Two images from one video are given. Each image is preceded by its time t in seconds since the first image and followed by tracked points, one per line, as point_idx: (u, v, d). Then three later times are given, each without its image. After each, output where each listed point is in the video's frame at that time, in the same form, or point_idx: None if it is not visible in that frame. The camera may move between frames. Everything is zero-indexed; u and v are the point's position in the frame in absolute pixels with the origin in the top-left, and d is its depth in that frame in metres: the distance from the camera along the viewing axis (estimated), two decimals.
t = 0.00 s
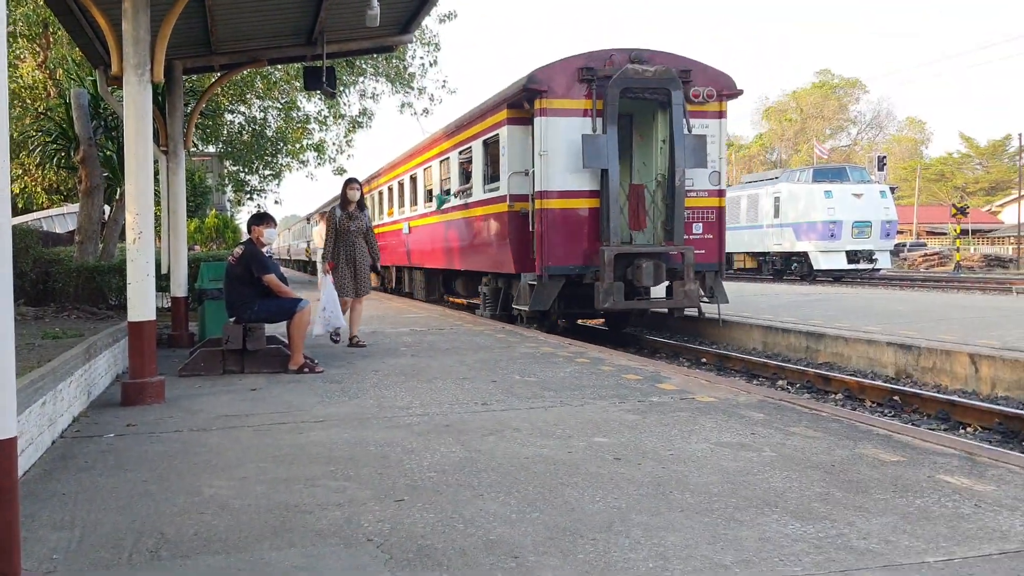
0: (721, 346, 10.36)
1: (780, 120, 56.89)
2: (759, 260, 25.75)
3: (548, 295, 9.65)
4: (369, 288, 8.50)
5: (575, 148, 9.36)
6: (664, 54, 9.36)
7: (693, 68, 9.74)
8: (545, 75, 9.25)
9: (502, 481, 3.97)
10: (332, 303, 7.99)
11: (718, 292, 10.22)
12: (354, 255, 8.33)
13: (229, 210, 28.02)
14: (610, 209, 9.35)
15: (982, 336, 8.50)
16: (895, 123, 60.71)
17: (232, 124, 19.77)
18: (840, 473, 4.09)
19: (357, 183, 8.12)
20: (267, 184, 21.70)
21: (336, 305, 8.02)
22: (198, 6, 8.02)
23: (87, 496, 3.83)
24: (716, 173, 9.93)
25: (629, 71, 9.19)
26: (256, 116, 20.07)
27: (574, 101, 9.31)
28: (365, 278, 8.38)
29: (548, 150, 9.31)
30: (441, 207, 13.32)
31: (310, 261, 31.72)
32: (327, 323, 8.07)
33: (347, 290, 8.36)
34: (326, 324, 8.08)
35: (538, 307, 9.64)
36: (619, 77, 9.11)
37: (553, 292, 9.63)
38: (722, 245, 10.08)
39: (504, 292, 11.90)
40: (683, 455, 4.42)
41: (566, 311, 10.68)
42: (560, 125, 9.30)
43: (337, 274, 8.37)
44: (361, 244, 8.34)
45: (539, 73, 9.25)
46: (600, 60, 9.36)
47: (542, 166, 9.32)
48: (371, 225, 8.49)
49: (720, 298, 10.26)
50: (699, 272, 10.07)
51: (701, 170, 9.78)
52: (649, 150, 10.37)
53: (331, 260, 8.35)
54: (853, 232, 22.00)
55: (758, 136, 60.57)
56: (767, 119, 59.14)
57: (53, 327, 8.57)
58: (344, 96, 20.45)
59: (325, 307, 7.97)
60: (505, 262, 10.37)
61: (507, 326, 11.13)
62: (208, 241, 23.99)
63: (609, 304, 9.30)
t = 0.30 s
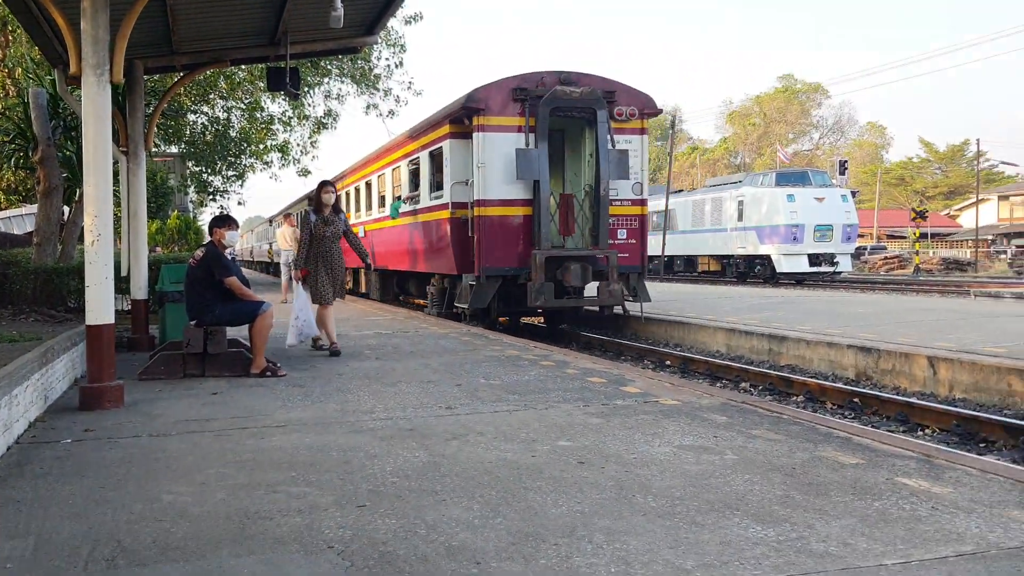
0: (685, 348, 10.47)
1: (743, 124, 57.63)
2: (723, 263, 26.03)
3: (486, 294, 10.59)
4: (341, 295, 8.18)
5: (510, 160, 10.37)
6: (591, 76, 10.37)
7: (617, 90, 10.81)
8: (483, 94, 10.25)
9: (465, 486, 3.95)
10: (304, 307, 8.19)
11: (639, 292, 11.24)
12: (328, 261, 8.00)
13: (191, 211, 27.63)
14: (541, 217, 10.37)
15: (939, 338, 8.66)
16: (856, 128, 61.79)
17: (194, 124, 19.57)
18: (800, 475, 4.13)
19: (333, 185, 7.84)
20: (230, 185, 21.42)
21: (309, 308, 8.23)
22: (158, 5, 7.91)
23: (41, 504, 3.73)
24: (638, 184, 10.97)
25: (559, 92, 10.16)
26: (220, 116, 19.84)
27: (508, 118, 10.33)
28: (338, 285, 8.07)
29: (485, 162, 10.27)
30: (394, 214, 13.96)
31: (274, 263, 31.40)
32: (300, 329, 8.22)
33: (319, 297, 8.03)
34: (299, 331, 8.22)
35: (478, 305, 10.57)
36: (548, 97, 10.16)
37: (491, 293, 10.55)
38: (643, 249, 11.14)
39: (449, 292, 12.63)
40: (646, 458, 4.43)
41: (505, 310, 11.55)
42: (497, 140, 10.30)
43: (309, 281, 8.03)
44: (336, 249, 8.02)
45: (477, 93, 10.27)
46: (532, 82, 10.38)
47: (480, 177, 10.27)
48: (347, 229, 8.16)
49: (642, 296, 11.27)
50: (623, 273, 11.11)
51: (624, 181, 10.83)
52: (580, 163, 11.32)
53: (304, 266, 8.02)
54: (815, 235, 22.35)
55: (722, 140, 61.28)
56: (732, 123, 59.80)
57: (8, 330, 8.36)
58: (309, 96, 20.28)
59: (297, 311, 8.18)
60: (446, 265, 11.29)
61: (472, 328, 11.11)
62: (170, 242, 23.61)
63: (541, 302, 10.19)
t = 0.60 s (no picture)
0: (652, 349, 10.55)
1: (710, 126, 58.13)
2: (690, 264, 26.24)
3: (431, 292, 11.32)
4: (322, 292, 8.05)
5: (452, 170, 11.14)
6: (528, 92, 11.15)
7: (552, 105, 11.57)
8: (427, 109, 11.02)
9: (432, 490, 3.93)
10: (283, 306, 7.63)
11: (573, 289, 12.14)
12: (306, 255, 7.91)
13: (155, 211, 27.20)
14: (481, 221, 11.13)
15: (900, 339, 8.81)
16: (821, 131, 62.66)
17: (159, 124, 19.29)
18: (765, 477, 4.16)
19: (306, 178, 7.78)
20: (195, 186, 21.10)
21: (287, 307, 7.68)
22: (121, 4, 7.78)
23: None
24: (571, 191, 11.82)
25: (496, 108, 10.96)
26: (185, 115, 19.56)
27: (450, 131, 11.12)
28: (317, 280, 7.95)
29: (429, 170, 11.05)
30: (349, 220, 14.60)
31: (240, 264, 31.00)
32: (279, 330, 7.68)
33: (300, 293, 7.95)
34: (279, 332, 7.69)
35: (423, 303, 11.31)
36: (488, 111, 10.95)
37: (435, 291, 11.31)
38: (576, 251, 11.99)
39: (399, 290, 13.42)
40: (613, 461, 4.44)
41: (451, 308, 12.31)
42: (440, 151, 11.08)
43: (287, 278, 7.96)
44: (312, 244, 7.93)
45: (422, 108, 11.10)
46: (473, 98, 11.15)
47: (425, 184, 11.04)
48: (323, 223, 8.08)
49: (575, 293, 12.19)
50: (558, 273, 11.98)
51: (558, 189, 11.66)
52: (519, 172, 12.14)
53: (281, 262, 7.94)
54: (780, 237, 22.66)
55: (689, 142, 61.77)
56: (699, 125, 60.27)
57: None
58: (276, 96, 20.08)
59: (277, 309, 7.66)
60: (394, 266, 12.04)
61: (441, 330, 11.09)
62: (134, 243, 23.23)
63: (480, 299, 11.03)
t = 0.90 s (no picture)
0: (645, 351, 10.56)
1: (703, 128, 58.31)
2: (684, 266, 26.27)
3: (404, 292, 11.87)
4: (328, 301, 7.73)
5: (424, 179, 11.69)
6: (493, 107, 11.68)
7: (517, 118, 12.12)
8: (399, 122, 11.58)
9: (425, 493, 3.92)
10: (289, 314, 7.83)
11: (538, 290, 12.60)
12: (312, 263, 7.60)
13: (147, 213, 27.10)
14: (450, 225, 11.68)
15: (893, 340, 8.82)
16: (814, 132, 62.84)
17: (151, 126, 19.24)
18: (758, 478, 4.17)
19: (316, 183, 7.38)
20: (188, 188, 21.03)
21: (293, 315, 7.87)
22: (112, 6, 7.75)
23: None
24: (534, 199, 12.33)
25: (465, 121, 11.49)
26: (177, 117, 19.51)
27: (422, 143, 11.67)
28: (322, 290, 7.62)
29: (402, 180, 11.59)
30: (333, 227, 14.96)
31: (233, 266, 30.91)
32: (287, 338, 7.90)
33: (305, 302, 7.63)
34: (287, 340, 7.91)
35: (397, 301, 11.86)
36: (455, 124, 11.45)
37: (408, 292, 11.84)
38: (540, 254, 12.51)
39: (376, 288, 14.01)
40: (606, 463, 4.44)
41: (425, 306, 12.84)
42: (412, 161, 11.62)
43: (292, 285, 7.63)
44: (319, 251, 7.60)
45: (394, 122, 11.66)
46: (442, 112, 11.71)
47: (399, 192, 11.57)
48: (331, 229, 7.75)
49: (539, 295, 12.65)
50: (522, 275, 12.51)
51: (522, 196, 12.18)
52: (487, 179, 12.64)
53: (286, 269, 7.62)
54: (773, 238, 22.75)
55: (682, 143, 61.90)
56: (691, 127, 60.42)
57: None
58: (268, 98, 20.04)
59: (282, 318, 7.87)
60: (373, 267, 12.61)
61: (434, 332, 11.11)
62: (126, 245, 23.15)
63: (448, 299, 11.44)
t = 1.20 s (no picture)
0: (640, 351, 10.56)
1: (697, 129, 58.44)
2: (678, 266, 26.30)
3: (380, 291, 12.41)
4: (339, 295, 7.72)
5: (399, 186, 12.22)
6: (465, 119, 12.17)
7: (487, 128, 12.63)
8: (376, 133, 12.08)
9: (419, 494, 3.92)
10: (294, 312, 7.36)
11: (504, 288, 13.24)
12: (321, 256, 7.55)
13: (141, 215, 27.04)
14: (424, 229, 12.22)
15: (887, 341, 8.84)
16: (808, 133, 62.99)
17: (145, 127, 19.19)
18: (752, 478, 4.18)
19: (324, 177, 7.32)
20: (182, 190, 20.99)
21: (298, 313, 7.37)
22: (105, 7, 7.74)
23: None
24: (503, 203, 12.96)
25: (437, 132, 11.98)
26: (171, 119, 19.47)
27: (397, 152, 12.17)
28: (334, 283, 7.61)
29: (378, 187, 12.11)
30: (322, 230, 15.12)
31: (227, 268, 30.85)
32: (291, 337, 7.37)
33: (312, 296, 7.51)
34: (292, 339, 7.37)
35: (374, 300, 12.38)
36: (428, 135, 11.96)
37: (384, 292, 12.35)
38: (509, 255, 13.16)
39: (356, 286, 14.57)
40: (601, 464, 4.43)
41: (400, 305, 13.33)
42: (388, 169, 12.13)
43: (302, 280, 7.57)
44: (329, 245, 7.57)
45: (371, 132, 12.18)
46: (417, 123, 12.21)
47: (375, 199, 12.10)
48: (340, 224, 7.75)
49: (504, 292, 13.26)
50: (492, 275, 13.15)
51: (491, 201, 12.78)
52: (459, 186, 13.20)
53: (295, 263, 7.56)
54: (767, 238, 22.81)
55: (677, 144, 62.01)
56: (685, 127, 60.53)
57: None
58: (262, 99, 20.00)
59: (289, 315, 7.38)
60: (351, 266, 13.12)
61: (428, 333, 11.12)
62: (120, 247, 23.09)
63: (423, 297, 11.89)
